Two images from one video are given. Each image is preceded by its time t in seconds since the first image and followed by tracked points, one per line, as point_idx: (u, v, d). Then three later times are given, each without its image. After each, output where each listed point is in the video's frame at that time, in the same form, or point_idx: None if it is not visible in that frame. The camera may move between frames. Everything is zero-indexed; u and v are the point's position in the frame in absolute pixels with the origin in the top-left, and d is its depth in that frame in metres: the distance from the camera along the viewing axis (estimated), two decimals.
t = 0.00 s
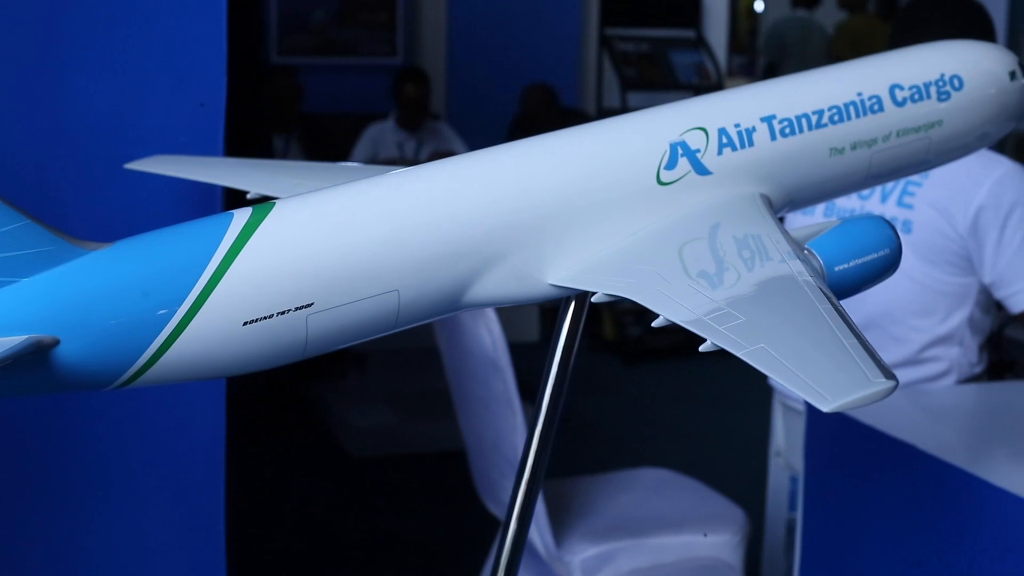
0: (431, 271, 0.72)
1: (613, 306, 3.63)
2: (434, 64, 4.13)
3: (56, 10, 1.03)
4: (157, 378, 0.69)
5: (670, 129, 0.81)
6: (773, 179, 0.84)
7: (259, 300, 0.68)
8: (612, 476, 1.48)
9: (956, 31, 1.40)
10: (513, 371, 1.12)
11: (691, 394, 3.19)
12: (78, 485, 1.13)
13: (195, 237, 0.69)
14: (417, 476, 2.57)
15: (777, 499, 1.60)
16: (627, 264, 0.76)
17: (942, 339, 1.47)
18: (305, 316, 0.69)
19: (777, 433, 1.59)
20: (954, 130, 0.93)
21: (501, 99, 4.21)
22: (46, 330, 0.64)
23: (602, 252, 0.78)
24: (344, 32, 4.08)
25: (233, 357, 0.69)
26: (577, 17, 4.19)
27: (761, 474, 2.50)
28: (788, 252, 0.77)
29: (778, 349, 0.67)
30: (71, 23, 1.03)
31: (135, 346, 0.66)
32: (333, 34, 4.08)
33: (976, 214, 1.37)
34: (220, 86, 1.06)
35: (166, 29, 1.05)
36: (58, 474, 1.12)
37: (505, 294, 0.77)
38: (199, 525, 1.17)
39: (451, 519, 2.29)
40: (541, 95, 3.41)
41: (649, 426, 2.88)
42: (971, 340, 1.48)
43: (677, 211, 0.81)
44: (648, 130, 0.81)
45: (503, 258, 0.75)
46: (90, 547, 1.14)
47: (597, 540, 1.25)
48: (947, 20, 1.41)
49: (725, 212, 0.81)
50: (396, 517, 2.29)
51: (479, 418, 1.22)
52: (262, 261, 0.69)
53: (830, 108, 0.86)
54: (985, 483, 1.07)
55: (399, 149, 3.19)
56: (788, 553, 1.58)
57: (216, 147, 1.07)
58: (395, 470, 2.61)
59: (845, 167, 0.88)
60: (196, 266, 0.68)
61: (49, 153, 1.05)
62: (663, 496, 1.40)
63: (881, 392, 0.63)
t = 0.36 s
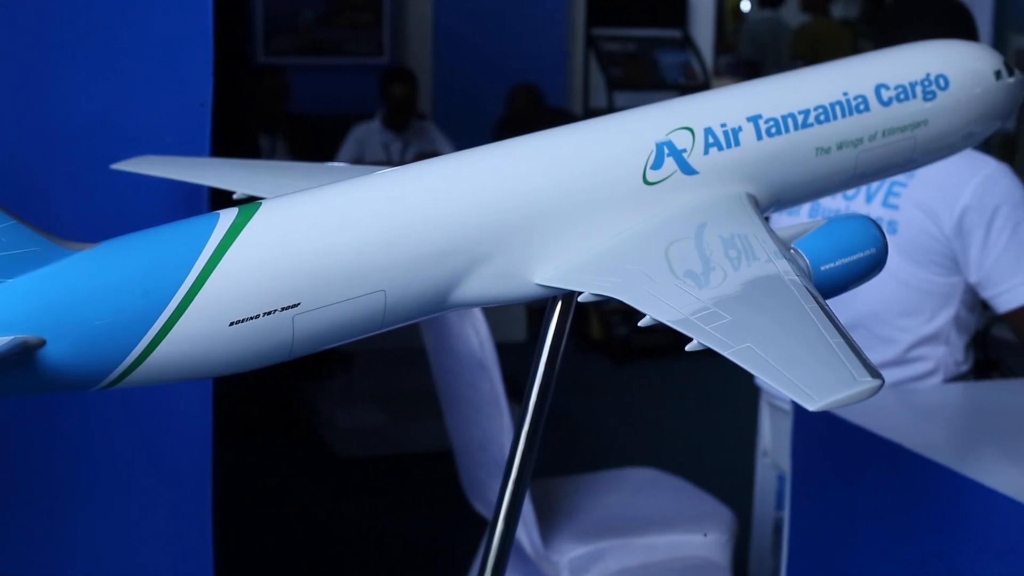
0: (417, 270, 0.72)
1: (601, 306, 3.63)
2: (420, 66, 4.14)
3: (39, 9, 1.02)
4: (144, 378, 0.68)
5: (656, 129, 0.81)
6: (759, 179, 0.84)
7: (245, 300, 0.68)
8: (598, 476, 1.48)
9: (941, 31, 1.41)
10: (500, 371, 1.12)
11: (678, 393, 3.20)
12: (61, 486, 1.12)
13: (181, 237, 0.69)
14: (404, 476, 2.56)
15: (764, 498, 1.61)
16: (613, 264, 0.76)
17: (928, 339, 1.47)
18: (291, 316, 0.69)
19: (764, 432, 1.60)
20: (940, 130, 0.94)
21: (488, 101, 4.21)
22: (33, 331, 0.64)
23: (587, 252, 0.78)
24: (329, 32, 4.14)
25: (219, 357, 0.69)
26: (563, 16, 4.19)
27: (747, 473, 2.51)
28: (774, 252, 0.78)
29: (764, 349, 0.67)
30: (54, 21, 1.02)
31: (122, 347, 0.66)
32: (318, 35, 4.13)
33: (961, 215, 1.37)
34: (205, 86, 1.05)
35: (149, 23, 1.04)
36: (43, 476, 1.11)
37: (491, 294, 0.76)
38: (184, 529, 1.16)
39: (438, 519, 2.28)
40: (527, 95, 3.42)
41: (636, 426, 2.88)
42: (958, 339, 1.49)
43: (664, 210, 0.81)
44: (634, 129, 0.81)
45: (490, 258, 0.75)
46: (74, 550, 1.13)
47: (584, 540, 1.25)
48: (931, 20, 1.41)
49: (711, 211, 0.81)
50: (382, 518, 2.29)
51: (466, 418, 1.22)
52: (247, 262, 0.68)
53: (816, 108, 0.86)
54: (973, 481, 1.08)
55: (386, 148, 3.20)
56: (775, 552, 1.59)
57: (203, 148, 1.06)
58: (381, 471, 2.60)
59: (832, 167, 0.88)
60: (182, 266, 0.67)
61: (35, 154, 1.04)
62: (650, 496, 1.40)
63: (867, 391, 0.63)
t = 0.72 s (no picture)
0: (408, 269, 0.72)
1: (592, 305, 3.64)
2: (412, 66, 4.12)
3: (28, 8, 1.01)
4: (135, 377, 0.68)
5: (648, 128, 0.81)
6: (750, 178, 0.84)
7: (235, 300, 0.67)
8: (589, 475, 1.48)
9: (931, 31, 1.42)
10: (491, 369, 1.12)
11: (669, 392, 3.20)
12: (50, 486, 1.11)
13: (171, 237, 0.69)
14: (395, 475, 2.56)
15: (755, 497, 1.61)
16: (604, 263, 0.76)
17: (918, 338, 1.48)
18: (282, 316, 0.68)
19: (755, 432, 1.60)
20: (931, 128, 0.94)
21: (479, 100, 4.21)
22: (23, 330, 0.64)
23: (578, 251, 0.78)
24: (319, 32, 4.16)
25: (210, 356, 0.68)
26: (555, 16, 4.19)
27: (738, 471, 2.52)
28: (765, 251, 0.78)
29: (755, 347, 0.67)
30: (43, 19, 1.02)
31: (113, 346, 0.66)
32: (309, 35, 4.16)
33: (951, 214, 1.38)
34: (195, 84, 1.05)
35: (137, 21, 1.03)
36: (32, 476, 1.10)
37: (481, 293, 0.76)
38: (175, 529, 1.16)
39: (429, 518, 2.28)
40: (519, 94, 3.42)
41: (627, 425, 2.88)
42: (949, 338, 1.49)
43: (654, 210, 0.81)
44: (625, 128, 0.81)
45: (481, 257, 0.75)
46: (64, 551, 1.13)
47: (576, 539, 1.25)
48: (922, 19, 1.42)
49: (701, 210, 0.81)
50: (373, 517, 2.28)
51: (457, 417, 1.21)
52: (238, 261, 0.68)
53: (806, 107, 0.86)
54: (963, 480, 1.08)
55: (377, 147, 3.20)
56: (766, 549, 1.59)
57: (194, 147, 1.06)
58: (373, 470, 2.60)
59: (823, 166, 0.88)
60: (173, 265, 0.67)
61: (25, 153, 1.03)
62: (641, 495, 1.40)
63: (858, 389, 0.63)
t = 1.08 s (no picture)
0: (394, 270, 0.71)
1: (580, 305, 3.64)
2: (399, 66, 4.13)
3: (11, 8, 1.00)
4: (122, 378, 0.68)
5: (635, 128, 0.81)
6: (737, 178, 0.84)
7: (222, 301, 0.67)
8: (578, 475, 1.48)
9: (917, 31, 1.42)
10: (478, 370, 1.12)
11: (658, 392, 3.20)
12: (33, 489, 1.10)
13: (158, 237, 0.68)
14: (384, 476, 2.55)
15: (743, 497, 1.61)
16: (592, 263, 0.76)
17: (904, 337, 1.48)
18: (269, 316, 0.68)
19: (743, 431, 1.60)
20: (916, 128, 0.94)
21: (466, 99, 4.21)
22: (10, 332, 0.63)
23: (566, 251, 0.78)
24: (306, 31, 4.06)
25: (197, 357, 0.68)
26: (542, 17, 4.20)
27: (726, 470, 2.53)
28: (752, 250, 0.78)
29: (742, 347, 0.67)
30: (25, 18, 1.01)
31: (100, 347, 0.65)
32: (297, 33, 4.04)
33: (938, 214, 1.38)
34: (180, 83, 1.04)
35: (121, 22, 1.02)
36: (15, 478, 1.09)
37: (469, 293, 0.76)
38: (163, 532, 1.15)
39: (418, 518, 2.27)
40: (507, 95, 3.42)
41: (616, 425, 2.88)
42: (935, 337, 1.50)
43: (641, 210, 0.81)
44: (612, 127, 0.81)
45: (468, 257, 0.75)
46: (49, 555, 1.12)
47: (564, 539, 1.25)
48: (910, 20, 1.42)
49: (689, 210, 0.81)
50: (361, 518, 2.27)
51: (445, 418, 1.21)
52: (224, 262, 0.67)
53: (793, 107, 0.86)
54: (950, 479, 1.08)
55: (364, 148, 3.20)
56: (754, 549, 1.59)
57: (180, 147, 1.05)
58: (361, 471, 2.59)
59: (810, 166, 0.88)
60: (160, 265, 0.66)
61: (10, 154, 1.03)
62: (630, 494, 1.40)
63: (845, 389, 0.63)
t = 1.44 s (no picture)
0: (377, 269, 0.71)
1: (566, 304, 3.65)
2: (383, 67, 4.15)
3: None
4: (105, 379, 0.67)
5: (618, 128, 0.81)
6: (721, 177, 0.85)
7: (205, 301, 0.66)
8: (563, 474, 1.48)
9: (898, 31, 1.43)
10: (462, 370, 1.12)
11: (642, 391, 3.21)
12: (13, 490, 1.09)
13: (142, 236, 0.68)
14: (368, 476, 2.54)
15: (728, 495, 1.62)
16: (576, 262, 0.76)
17: (887, 335, 1.49)
18: (253, 316, 0.68)
19: (727, 429, 1.61)
20: (899, 128, 0.95)
21: (451, 99, 4.23)
22: None
23: (551, 250, 0.78)
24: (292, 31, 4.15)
25: (180, 357, 0.68)
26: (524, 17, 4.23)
27: (710, 468, 2.54)
28: (735, 249, 0.78)
29: (725, 346, 0.67)
30: (6, 17, 1.00)
31: (81, 348, 0.65)
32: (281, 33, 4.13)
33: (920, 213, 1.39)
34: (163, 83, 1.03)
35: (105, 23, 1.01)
36: None
37: (453, 292, 0.76)
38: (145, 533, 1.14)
39: (401, 518, 2.27)
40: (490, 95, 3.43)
41: (601, 424, 2.89)
42: (918, 336, 1.50)
43: (626, 209, 0.81)
44: (596, 127, 0.81)
45: (452, 256, 0.74)
46: (31, 556, 1.11)
47: (548, 538, 1.26)
48: (892, 19, 1.43)
49: (673, 209, 0.81)
50: (344, 518, 2.27)
51: (429, 417, 1.21)
52: (207, 261, 0.67)
53: (777, 107, 0.87)
54: (931, 477, 1.09)
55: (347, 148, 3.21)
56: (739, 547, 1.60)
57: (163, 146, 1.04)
58: (344, 471, 2.58)
59: (792, 165, 0.89)
60: (142, 265, 0.66)
61: None
62: (614, 493, 1.40)
63: (828, 388, 0.64)
